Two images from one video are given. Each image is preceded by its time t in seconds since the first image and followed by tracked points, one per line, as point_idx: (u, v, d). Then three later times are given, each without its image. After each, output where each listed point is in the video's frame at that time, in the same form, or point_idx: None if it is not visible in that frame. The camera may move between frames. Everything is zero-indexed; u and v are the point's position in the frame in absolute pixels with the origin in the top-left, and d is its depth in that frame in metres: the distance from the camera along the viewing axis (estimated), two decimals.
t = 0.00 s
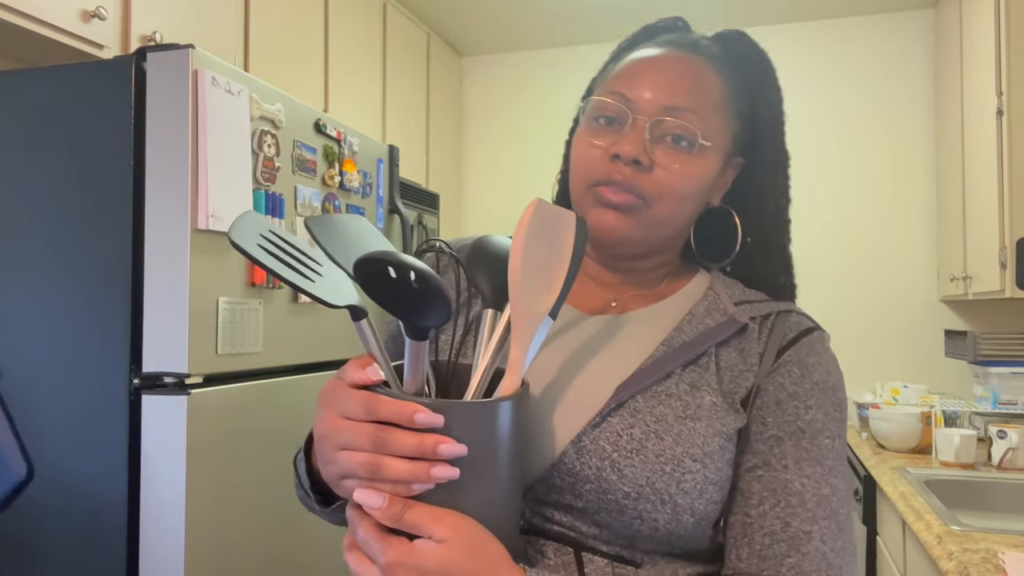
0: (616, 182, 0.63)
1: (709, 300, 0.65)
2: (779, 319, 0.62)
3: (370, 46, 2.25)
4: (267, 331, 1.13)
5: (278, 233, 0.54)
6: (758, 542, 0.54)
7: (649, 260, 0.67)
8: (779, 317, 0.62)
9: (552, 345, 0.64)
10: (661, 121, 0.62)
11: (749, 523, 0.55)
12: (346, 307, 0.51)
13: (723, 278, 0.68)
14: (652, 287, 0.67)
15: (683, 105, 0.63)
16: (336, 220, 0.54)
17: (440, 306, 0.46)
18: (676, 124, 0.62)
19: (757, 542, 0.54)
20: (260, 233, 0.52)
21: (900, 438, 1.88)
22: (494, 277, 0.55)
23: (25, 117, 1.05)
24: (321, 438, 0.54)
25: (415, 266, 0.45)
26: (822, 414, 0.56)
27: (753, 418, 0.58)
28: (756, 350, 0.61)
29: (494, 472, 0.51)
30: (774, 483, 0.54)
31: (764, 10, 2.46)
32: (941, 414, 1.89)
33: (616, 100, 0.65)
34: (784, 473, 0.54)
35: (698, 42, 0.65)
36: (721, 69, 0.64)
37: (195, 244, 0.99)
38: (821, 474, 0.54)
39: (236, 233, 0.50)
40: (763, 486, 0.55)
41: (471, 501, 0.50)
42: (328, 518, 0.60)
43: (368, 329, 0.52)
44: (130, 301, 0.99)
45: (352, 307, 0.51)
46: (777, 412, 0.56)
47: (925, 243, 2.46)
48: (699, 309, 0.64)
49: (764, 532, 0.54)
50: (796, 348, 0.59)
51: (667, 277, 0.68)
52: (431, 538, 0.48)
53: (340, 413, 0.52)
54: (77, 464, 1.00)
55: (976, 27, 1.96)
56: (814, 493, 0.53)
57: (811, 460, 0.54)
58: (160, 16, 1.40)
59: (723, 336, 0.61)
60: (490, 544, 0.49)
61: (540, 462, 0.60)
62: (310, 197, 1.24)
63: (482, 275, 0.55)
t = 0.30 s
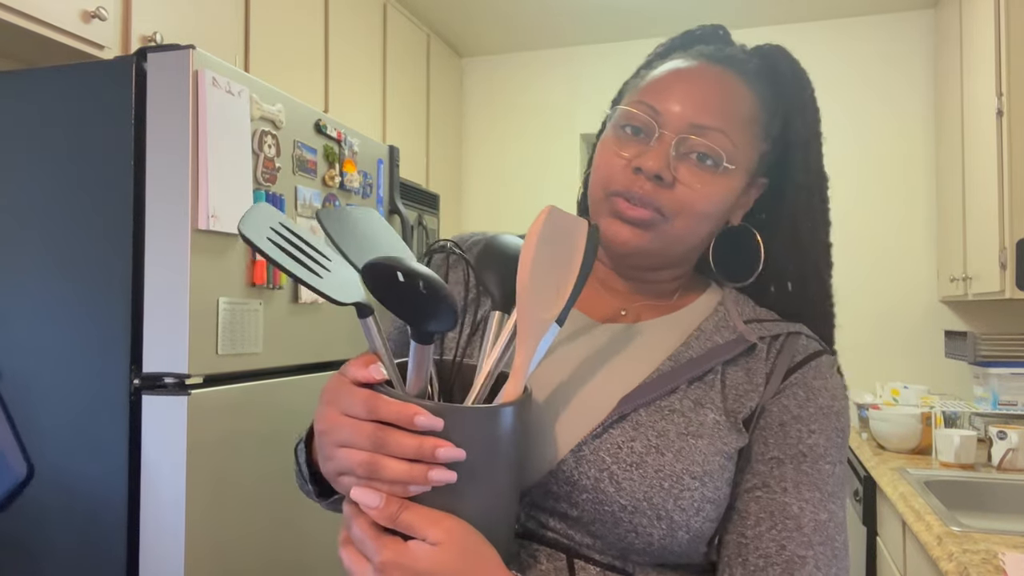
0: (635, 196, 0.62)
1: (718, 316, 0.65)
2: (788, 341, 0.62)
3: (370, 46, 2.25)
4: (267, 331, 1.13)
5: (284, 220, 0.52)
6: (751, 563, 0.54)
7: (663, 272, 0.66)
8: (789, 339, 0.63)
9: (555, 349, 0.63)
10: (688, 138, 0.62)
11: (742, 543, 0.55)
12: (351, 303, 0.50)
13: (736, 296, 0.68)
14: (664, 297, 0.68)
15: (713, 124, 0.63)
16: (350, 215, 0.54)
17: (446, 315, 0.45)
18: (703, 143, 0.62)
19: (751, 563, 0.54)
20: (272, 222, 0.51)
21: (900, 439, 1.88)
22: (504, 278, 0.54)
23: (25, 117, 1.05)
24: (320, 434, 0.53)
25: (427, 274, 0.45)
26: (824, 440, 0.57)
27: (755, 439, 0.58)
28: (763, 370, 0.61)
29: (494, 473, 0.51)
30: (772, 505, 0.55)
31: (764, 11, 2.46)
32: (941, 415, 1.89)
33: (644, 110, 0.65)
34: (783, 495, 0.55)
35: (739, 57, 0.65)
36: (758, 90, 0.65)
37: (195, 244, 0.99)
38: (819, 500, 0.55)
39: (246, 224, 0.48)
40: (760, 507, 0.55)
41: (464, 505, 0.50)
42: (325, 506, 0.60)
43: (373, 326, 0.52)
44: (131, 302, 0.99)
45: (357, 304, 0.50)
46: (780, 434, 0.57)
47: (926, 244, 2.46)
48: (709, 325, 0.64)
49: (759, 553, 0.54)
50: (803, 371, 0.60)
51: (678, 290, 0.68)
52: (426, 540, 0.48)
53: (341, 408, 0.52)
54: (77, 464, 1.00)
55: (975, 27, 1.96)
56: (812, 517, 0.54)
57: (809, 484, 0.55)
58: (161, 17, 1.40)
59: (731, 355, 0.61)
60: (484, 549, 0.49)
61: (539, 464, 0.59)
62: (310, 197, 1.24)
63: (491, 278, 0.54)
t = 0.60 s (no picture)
0: (630, 196, 0.63)
1: (715, 316, 0.65)
2: (786, 340, 0.63)
3: (370, 47, 2.25)
4: (267, 331, 1.13)
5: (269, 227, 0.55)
6: (748, 564, 0.53)
7: (662, 272, 0.68)
8: (787, 339, 0.63)
9: (549, 348, 0.64)
10: (680, 136, 0.64)
11: (739, 544, 0.54)
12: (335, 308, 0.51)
13: (733, 294, 0.68)
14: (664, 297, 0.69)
15: (705, 122, 0.64)
16: (337, 217, 0.56)
17: (418, 315, 0.45)
18: (696, 141, 0.64)
19: (747, 564, 0.54)
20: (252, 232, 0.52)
21: (900, 439, 1.88)
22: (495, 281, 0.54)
23: (25, 118, 1.05)
24: (308, 437, 0.53)
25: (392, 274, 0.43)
26: (823, 439, 0.56)
27: (752, 438, 0.58)
28: (759, 370, 0.61)
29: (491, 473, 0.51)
30: (768, 506, 0.54)
31: (764, 11, 2.46)
32: (941, 415, 1.89)
33: (636, 110, 0.66)
34: (779, 496, 0.54)
35: (730, 54, 0.67)
36: (750, 85, 0.67)
37: (195, 245, 0.99)
38: (818, 500, 0.54)
39: (227, 233, 0.49)
40: (757, 507, 0.55)
41: (463, 507, 0.50)
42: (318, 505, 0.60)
43: (359, 329, 0.51)
44: (130, 302, 0.99)
45: (342, 308, 0.51)
46: (777, 433, 0.57)
47: (926, 244, 2.46)
48: (704, 325, 0.65)
49: (756, 554, 0.53)
50: (800, 370, 0.60)
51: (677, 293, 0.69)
52: (411, 541, 0.48)
53: (327, 411, 0.52)
54: (77, 463, 1.00)
55: (975, 27, 1.96)
56: (809, 518, 0.53)
57: (807, 484, 0.54)
58: (161, 17, 1.40)
59: (726, 354, 0.61)
60: (471, 550, 0.49)
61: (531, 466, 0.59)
62: (310, 197, 1.24)
63: (482, 280, 0.54)
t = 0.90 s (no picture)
0: (625, 191, 0.63)
1: (712, 311, 0.65)
2: (783, 333, 0.62)
3: (370, 46, 2.25)
4: (267, 331, 1.13)
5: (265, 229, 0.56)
6: (747, 561, 0.53)
7: (658, 267, 0.68)
8: (784, 332, 0.62)
9: (547, 345, 0.64)
10: (675, 129, 0.64)
11: (739, 540, 0.54)
12: (328, 310, 0.53)
13: (731, 288, 0.69)
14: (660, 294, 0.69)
15: (699, 114, 0.64)
16: (336, 218, 0.57)
17: (408, 314, 0.44)
18: (691, 133, 0.64)
19: (747, 560, 0.53)
20: (244, 234, 0.53)
21: (900, 438, 1.88)
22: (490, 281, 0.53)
23: (24, 117, 1.05)
24: (304, 441, 0.53)
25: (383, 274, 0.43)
26: (823, 432, 0.55)
27: (750, 433, 0.58)
28: (757, 364, 0.61)
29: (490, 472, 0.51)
30: (768, 501, 0.54)
31: (764, 10, 2.46)
32: (941, 415, 1.89)
33: (630, 105, 0.66)
34: (779, 491, 0.54)
35: (722, 45, 0.67)
36: (743, 76, 0.66)
37: (195, 244, 0.99)
38: (818, 494, 0.53)
39: (217, 237, 0.50)
40: (757, 503, 0.54)
41: (461, 507, 0.50)
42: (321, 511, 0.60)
43: (353, 332, 0.52)
44: (130, 302, 0.99)
45: (335, 309, 0.53)
46: (776, 427, 0.56)
47: (926, 243, 2.46)
48: (702, 320, 0.65)
49: (756, 550, 0.53)
50: (798, 363, 0.59)
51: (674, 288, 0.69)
52: (406, 542, 0.48)
53: (323, 413, 0.52)
54: (77, 463, 1.00)
55: (976, 26, 1.96)
56: (809, 512, 0.53)
57: (808, 479, 0.54)
58: (161, 17, 1.40)
59: (724, 349, 0.61)
60: (465, 551, 0.49)
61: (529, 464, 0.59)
62: (310, 196, 1.24)
63: (477, 278, 0.54)
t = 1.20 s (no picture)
0: (639, 190, 0.60)
1: (705, 304, 0.63)
2: (777, 322, 0.60)
3: (370, 47, 2.25)
4: (267, 331, 1.13)
5: (258, 237, 0.55)
6: (750, 548, 0.52)
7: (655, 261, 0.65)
8: (779, 321, 0.60)
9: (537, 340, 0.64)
10: (673, 120, 0.60)
11: (741, 528, 0.53)
12: (318, 307, 0.51)
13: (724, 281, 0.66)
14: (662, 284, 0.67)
15: (689, 102, 0.60)
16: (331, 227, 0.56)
17: (396, 297, 0.47)
18: (688, 122, 0.60)
19: (751, 548, 0.52)
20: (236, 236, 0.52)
21: (900, 439, 1.88)
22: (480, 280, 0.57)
23: (24, 117, 1.05)
24: (298, 439, 0.54)
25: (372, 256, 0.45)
26: (821, 417, 0.54)
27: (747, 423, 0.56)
28: (752, 353, 0.59)
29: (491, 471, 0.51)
30: (767, 487, 0.52)
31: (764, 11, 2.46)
32: (941, 415, 1.89)
33: (617, 104, 0.62)
34: (778, 476, 0.52)
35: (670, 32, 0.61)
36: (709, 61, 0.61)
37: (195, 245, 0.99)
38: (819, 478, 0.52)
39: (209, 237, 0.50)
40: (756, 490, 0.53)
41: (459, 508, 0.51)
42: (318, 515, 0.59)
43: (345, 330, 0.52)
44: (130, 302, 0.99)
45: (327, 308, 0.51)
46: (773, 415, 0.55)
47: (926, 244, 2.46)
48: (694, 313, 0.63)
49: (757, 537, 0.52)
50: (793, 351, 0.57)
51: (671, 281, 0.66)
52: (402, 532, 0.48)
53: (316, 410, 0.53)
54: (76, 463, 1.00)
55: (976, 27, 1.96)
56: (810, 496, 0.51)
57: (807, 463, 0.52)
58: (161, 17, 1.40)
59: (718, 339, 0.60)
60: (462, 538, 0.49)
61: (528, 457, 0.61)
62: (310, 197, 1.24)
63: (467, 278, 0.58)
